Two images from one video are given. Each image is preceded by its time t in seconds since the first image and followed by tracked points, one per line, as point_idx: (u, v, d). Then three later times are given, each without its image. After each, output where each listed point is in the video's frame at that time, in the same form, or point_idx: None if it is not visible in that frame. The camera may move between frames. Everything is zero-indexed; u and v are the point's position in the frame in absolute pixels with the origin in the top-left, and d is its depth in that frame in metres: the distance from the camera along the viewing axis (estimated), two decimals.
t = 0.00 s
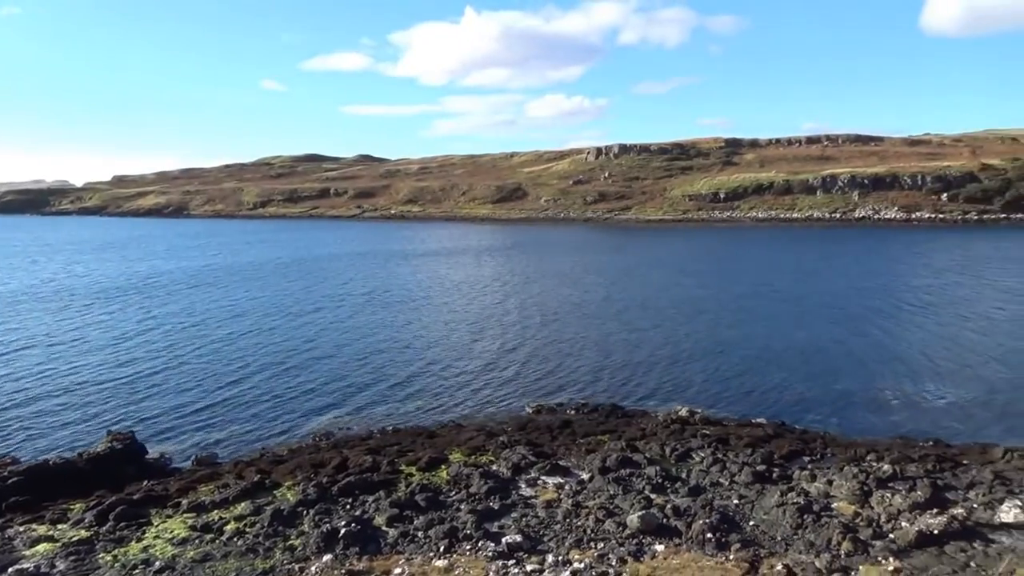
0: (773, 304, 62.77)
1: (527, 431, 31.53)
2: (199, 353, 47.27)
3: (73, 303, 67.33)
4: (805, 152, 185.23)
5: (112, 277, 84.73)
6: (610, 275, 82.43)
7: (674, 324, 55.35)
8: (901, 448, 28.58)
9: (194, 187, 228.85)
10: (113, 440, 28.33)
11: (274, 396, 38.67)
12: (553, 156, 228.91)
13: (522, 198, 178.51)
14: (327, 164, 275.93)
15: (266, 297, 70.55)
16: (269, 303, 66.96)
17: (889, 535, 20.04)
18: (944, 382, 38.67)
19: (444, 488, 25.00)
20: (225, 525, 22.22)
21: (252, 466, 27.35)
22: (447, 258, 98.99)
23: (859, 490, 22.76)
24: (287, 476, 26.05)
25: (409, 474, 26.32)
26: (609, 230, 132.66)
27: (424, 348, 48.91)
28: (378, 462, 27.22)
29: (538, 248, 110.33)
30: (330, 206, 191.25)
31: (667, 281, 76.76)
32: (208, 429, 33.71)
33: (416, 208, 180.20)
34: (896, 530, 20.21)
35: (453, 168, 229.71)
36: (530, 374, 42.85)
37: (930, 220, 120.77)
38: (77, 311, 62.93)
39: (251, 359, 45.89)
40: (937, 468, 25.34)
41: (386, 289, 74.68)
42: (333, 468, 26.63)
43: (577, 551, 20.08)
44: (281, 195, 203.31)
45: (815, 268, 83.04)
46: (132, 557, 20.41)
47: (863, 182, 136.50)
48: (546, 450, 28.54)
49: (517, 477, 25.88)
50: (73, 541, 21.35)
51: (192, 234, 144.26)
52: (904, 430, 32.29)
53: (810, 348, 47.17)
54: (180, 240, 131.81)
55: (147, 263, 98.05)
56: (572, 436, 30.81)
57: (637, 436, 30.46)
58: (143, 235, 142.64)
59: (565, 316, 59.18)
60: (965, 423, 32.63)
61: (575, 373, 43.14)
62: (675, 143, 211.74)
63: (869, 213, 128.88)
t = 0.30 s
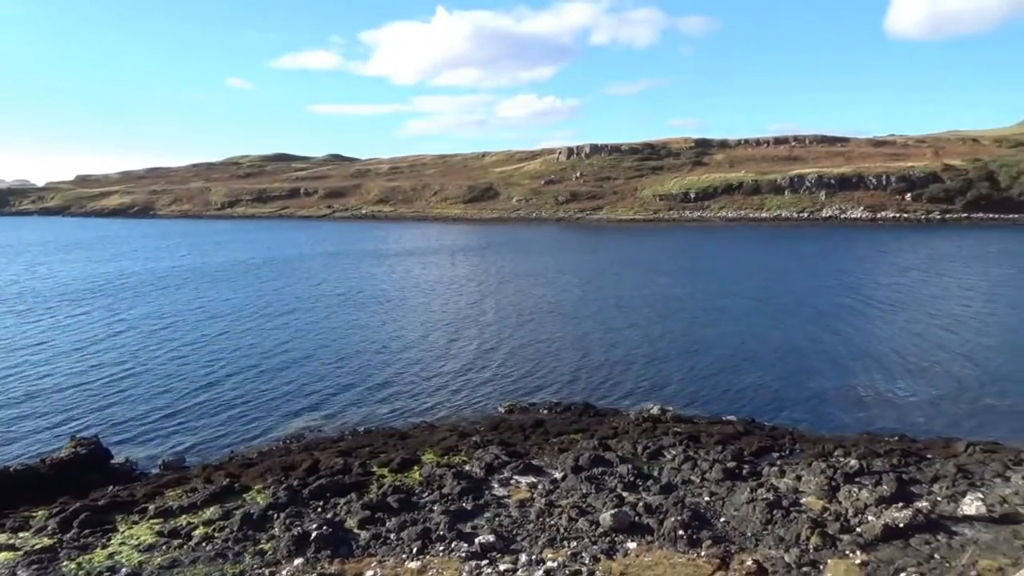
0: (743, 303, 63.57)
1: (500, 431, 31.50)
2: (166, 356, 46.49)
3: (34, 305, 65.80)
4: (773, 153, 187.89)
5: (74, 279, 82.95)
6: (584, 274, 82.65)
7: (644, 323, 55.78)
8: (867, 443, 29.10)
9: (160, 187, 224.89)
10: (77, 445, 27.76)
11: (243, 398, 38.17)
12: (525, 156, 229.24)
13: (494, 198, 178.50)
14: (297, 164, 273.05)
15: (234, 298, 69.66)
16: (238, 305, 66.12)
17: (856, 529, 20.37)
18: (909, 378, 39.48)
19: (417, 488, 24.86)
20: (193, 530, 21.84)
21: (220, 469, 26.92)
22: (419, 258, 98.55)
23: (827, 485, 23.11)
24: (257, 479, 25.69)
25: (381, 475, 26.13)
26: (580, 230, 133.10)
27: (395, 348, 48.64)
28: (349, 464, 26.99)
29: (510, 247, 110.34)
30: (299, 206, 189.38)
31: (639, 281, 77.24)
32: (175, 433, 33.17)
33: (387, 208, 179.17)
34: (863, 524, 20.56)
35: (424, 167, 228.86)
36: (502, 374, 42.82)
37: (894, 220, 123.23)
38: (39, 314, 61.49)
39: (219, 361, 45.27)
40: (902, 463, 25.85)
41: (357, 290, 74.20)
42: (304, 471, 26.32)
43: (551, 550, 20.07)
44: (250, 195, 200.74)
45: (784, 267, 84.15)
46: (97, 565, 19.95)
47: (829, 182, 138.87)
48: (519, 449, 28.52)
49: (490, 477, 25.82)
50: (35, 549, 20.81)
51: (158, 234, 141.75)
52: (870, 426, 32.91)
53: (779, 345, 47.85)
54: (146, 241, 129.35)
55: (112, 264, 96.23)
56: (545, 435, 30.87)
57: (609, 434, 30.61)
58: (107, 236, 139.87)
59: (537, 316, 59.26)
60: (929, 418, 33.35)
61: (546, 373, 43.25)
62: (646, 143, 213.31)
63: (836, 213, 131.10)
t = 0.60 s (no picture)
0: (712, 302, 64.33)
1: (471, 431, 31.41)
2: (130, 358, 45.56)
3: None
4: (740, 154, 190.49)
5: (34, 280, 80.85)
6: (557, 274, 82.83)
7: (616, 322, 56.07)
8: (833, 439, 29.62)
9: (123, 186, 220.28)
10: (38, 449, 27.05)
11: (209, 400, 37.55)
12: (496, 156, 229.21)
13: (465, 197, 178.19)
14: (264, 163, 269.61)
15: (200, 299, 68.53)
16: (204, 305, 65.08)
17: (823, 524, 20.70)
18: (874, 375, 40.23)
19: (388, 490, 24.68)
20: (159, 535, 21.41)
21: (187, 473, 26.44)
22: (390, 258, 97.91)
23: (795, 481, 23.47)
24: (224, 483, 25.27)
25: (352, 477, 25.89)
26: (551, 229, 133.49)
27: (365, 349, 48.31)
28: (319, 466, 26.71)
29: (483, 247, 110.28)
30: (267, 205, 186.93)
31: (611, 280, 77.74)
32: (140, 436, 32.52)
33: (357, 208, 177.66)
34: (830, 519, 20.89)
35: (395, 167, 227.63)
36: (474, 374, 42.74)
37: (858, 220, 125.73)
38: None
39: (184, 363, 44.49)
40: (866, 458, 26.38)
41: (326, 289, 73.54)
42: (273, 473, 25.95)
43: (522, 550, 20.05)
44: (216, 195, 197.64)
45: (752, 266, 85.36)
46: (59, 573, 19.45)
47: (796, 183, 141.18)
48: (490, 449, 28.47)
49: (461, 477, 25.74)
50: None
51: (121, 234, 138.83)
52: (836, 422, 33.47)
53: (747, 344, 48.52)
54: (109, 241, 126.61)
55: (73, 264, 94.01)
56: (516, 435, 30.87)
57: (580, 433, 30.72)
58: (68, 236, 136.66)
59: (509, 316, 59.27)
60: (892, 414, 34.08)
61: (518, 372, 43.27)
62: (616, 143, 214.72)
63: (802, 213, 133.26)
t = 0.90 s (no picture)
0: (678, 300, 65.03)
1: (439, 431, 31.23)
2: (86, 360, 44.38)
3: None
4: (704, 154, 193.10)
5: None
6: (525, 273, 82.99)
7: (583, 322, 56.26)
8: (796, 435, 30.15)
9: (78, 184, 214.49)
10: None
11: (170, 403, 36.78)
12: (462, 155, 228.73)
13: (432, 196, 177.48)
14: (226, 161, 265.02)
15: (160, 300, 67.10)
16: (164, 306, 63.75)
17: (786, 519, 21.06)
18: (835, 372, 41.04)
19: (354, 491, 24.43)
20: (118, 541, 20.88)
21: (147, 477, 25.84)
22: (355, 258, 96.98)
23: (758, 477, 23.84)
24: (186, 486, 24.75)
25: (318, 478, 25.58)
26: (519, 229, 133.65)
27: (331, 350, 47.79)
28: (284, 468, 26.33)
29: (450, 247, 109.86)
30: (230, 204, 183.81)
31: (577, 280, 78.07)
32: (99, 441, 31.71)
33: (322, 208, 175.60)
34: (792, 514, 21.26)
35: (360, 166, 225.72)
36: (441, 375, 42.56)
37: (819, 220, 128.36)
38: None
39: (144, 365, 43.48)
40: (828, 453, 26.88)
41: (291, 289, 72.60)
42: (236, 476, 25.49)
43: (490, 549, 20.00)
44: (176, 193, 193.66)
45: (716, 265, 86.48)
46: None
47: (759, 183, 143.58)
48: (458, 449, 28.35)
49: (428, 477, 25.60)
50: None
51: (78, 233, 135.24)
52: (798, 419, 34.10)
53: (712, 342, 49.12)
54: (65, 241, 123.18)
55: (25, 264, 91.18)
56: (484, 434, 30.80)
57: (548, 432, 30.77)
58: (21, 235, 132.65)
59: (477, 316, 59.13)
60: (852, 411, 34.84)
61: (485, 372, 43.22)
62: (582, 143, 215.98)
63: (765, 213, 135.48)
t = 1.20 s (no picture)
0: (641, 299, 65.59)
1: (402, 432, 30.98)
2: (37, 364, 43.01)
3: None
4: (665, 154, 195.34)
5: None
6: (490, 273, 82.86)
7: (548, 321, 56.32)
8: (755, 431, 30.64)
9: (27, 182, 207.82)
10: None
11: (126, 406, 35.86)
12: (425, 155, 227.68)
13: (394, 195, 176.27)
14: (183, 159, 259.40)
15: (114, 301, 65.36)
16: (119, 307, 62.18)
17: (746, 513, 21.39)
18: (793, 369, 41.88)
19: (316, 493, 24.08)
20: (71, 549, 20.25)
21: (101, 483, 25.12)
22: (317, 257, 95.73)
23: (719, 473, 24.19)
24: (143, 492, 24.12)
25: (279, 482, 25.15)
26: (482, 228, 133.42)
27: (292, 350, 47.12)
28: (244, 471, 25.85)
29: (413, 246, 109.07)
30: (187, 203, 180.03)
31: (541, 279, 78.28)
32: (51, 446, 30.76)
33: (282, 207, 173.01)
34: (752, 508, 21.59)
35: (322, 164, 223.08)
36: (405, 375, 42.29)
37: (777, 220, 130.85)
38: None
39: (97, 368, 42.30)
40: (786, 449, 27.40)
41: (251, 290, 71.40)
42: (194, 481, 24.93)
43: (454, 549, 19.90)
44: (131, 192, 188.96)
45: (678, 264, 87.51)
46: None
47: (719, 184, 145.78)
48: (421, 450, 28.16)
49: (391, 478, 25.38)
50: None
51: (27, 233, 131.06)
52: (757, 416, 34.70)
53: (673, 341, 49.68)
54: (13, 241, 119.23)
55: None
56: (448, 434, 30.65)
57: (512, 432, 30.76)
58: None
59: (441, 316, 58.80)
60: (809, 407, 35.57)
61: (449, 373, 43.06)
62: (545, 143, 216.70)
63: (725, 213, 137.60)
